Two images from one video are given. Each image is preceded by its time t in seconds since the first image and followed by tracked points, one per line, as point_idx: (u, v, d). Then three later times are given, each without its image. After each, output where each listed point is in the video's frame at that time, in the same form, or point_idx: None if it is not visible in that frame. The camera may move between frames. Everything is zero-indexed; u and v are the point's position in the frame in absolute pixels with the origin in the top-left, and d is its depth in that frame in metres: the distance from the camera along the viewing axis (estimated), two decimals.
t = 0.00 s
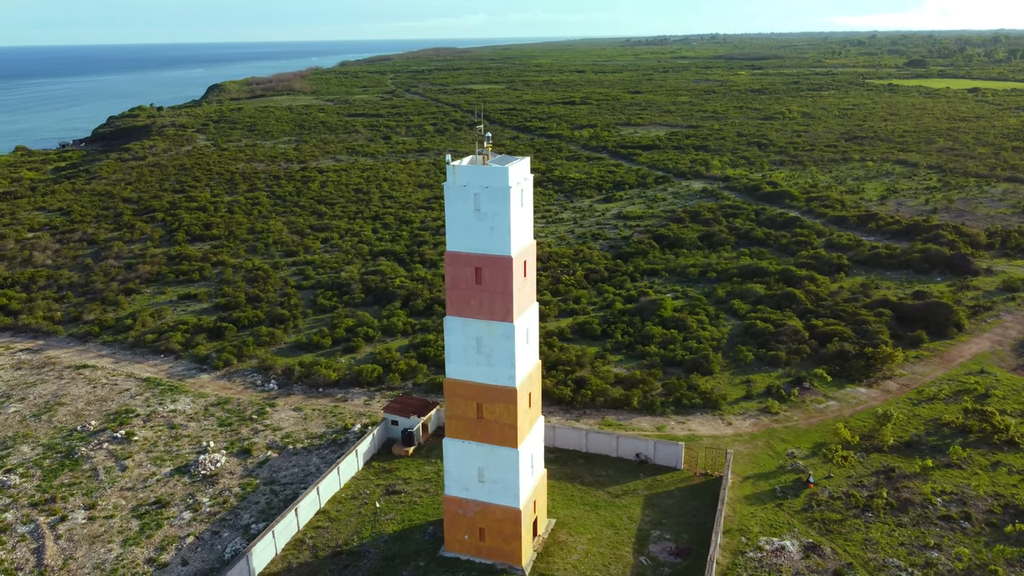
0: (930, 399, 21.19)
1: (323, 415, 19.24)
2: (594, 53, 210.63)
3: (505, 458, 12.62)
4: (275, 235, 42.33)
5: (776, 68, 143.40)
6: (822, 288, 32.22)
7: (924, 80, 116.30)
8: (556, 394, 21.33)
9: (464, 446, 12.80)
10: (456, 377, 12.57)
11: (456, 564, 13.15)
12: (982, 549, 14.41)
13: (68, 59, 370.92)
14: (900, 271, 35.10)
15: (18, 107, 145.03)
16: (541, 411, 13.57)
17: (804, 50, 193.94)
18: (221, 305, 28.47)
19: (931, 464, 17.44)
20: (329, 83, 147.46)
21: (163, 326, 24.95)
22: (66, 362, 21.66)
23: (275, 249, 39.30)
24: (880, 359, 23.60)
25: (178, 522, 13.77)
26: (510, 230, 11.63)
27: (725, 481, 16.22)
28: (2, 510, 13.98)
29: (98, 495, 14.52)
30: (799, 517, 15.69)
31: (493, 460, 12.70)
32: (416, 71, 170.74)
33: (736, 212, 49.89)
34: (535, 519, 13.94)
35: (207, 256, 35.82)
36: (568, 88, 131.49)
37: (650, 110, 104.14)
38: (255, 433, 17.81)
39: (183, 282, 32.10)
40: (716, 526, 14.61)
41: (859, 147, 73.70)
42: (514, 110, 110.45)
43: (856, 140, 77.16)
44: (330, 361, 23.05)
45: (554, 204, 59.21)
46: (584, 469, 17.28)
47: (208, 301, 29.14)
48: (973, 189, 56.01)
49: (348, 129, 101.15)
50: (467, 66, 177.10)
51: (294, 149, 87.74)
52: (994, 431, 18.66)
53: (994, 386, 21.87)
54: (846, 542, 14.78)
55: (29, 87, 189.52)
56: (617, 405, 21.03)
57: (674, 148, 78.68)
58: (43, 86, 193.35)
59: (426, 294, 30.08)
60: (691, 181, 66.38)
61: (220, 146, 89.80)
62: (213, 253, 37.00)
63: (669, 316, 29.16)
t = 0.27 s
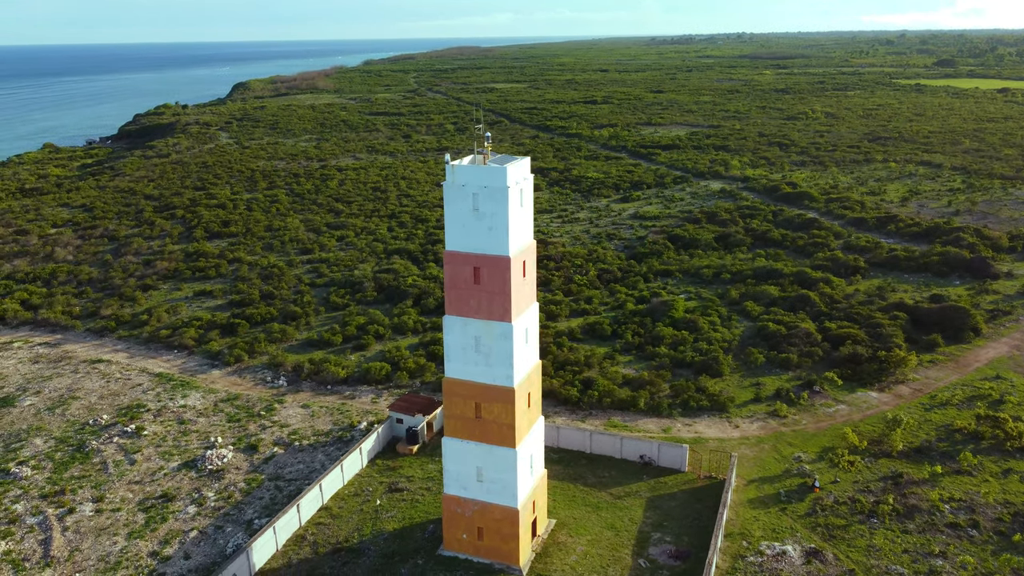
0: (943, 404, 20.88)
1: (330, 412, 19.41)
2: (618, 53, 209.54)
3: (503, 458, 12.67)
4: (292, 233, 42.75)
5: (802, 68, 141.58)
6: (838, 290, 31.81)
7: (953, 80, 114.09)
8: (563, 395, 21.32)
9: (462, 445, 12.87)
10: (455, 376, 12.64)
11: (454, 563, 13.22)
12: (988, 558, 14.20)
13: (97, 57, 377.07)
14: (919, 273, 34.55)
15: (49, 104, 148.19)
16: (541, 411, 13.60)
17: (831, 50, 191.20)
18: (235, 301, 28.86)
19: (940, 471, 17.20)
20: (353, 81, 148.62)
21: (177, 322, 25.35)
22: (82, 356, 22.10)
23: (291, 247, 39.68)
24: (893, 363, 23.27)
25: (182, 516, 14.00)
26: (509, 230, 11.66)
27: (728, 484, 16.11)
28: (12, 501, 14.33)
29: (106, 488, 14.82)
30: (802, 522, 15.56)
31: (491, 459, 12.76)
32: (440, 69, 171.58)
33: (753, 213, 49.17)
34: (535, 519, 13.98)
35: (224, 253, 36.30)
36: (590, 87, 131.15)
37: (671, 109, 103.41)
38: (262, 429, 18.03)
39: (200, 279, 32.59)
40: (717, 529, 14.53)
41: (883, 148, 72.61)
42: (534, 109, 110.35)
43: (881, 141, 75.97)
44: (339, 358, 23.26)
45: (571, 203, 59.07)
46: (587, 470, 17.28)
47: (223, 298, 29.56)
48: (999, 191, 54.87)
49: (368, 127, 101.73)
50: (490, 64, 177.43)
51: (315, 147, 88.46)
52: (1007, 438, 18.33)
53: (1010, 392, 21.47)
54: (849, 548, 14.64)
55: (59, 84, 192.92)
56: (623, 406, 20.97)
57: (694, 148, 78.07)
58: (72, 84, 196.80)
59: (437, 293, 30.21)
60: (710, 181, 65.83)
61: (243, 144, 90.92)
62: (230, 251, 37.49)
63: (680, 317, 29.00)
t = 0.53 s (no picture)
0: (955, 410, 20.56)
1: (337, 409, 19.59)
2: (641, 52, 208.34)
3: (501, 457, 12.74)
4: (308, 230, 43.15)
5: (827, 67, 139.68)
6: (853, 293, 31.41)
7: (983, 80, 111.82)
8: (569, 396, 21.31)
9: (461, 444, 12.97)
10: (454, 376, 12.74)
11: (452, 562, 13.31)
12: (994, 566, 13.98)
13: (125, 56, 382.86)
14: (938, 277, 33.99)
15: (78, 101, 151.13)
16: (541, 412, 13.65)
17: (858, 49, 188.47)
18: (249, 298, 29.24)
19: (949, 477, 16.95)
20: (375, 80, 149.55)
21: (191, 318, 25.75)
22: (97, 351, 22.56)
23: (307, 245, 40.05)
24: (906, 367, 22.95)
25: (186, 511, 14.25)
26: (507, 229, 11.71)
27: (731, 486, 16.00)
28: (23, 493, 14.69)
29: (114, 481, 15.12)
30: (805, 526, 15.43)
31: (489, 459, 12.83)
32: (463, 68, 172.03)
33: (770, 214, 48.61)
34: (533, 519, 14.03)
35: (240, 250, 36.77)
36: (612, 87, 130.69)
37: (692, 109, 102.63)
38: (270, 425, 18.25)
39: (216, 275, 33.07)
40: (717, 532, 14.46)
41: (906, 149, 71.50)
42: (554, 108, 110.20)
43: (905, 142, 74.77)
44: (349, 356, 23.46)
45: (588, 203, 58.90)
46: (590, 471, 17.29)
47: (237, 295, 29.95)
48: None
49: (389, 126, 102.28)
50: (513, 63, 177.53)
51: (335, 146, 89.13)
52: (1019, 445, 18.01)
53: None
54: (852, 554, 14.51)
55: (88, 82, 196.30)
56: (630, 407, 20.92)
57: (714, 149, 77.46)
58: (101, 81, 200.17)
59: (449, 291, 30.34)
60: (729, 181, 65.27)
61: (265, 142, 91.93)
62: (246, 248, 37.96)
63: (691, 318, 28.84)
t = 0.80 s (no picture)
0: (967, 415, 20.25)
1: (343, 406, 19.75)
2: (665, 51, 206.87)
3: (498, 457, 12.80)
4: (324, 228, 43.54)
5: (854, 67, 137.69)
6: (869, 295, 31.01)
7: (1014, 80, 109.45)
8: (576, 396, 21.33)
9: (460, 442, 13.06)
10: (453, 374, 12.83)
11: (450, 560, 13.40)
12: None
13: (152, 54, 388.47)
14: (957, 280, 33.42)
15: (107, 99, 153.90)
16: (540, 411, 13.70)
17: (887, 48, 185.60)
18: (263, 295, 29.61)
19: (957, 483, 16.72)
20: (398, 78, 150.27)
21: (204, 314, 26.13)
22: (112, 345, 23.03)
23: (322, 243, 40.42)
24: (918, 371, 22.60)
25: (191, 505, 14.50)
26: (505, 229, 11.77)
27: (734, 489, 15.90)
28: (34, 484, 15.05)
29: (121, 475, 15.44)
30: (807, 531, 15.32)
31: (487, 457, 12.89)
32: (487, 67, 172.37)
33: (788, 215, 48.08)
34: (532, 519, 14.10)
35: (257, 247, 37.23)
36: (634, 86, 130.13)
37: (714, 109, 101.80)
38: (277, 421, 18.49)
39: (232, 272, 33.52)
40: (717, 533, 14.41)
41: (930, 150, 70.37)
42: (574, 108, 110.02)
43: (930, 143, 73.52)
44: (357, 353, 23.66)
45: (605, 203, 58.72)
46: (593, 472, 17.30)
47: (252, 291, 30.36)
48: None
49: (410, 124, 102.77)
50: (535, 62, 177.44)
51: (355, 144, 89.74)
52: None
53: None
54: (853, 560, 14.39)
55: (118, 80, 199.78)
56: (636, 408, 20.89)
57: (735, 149, 76.81)
58: (129, 79, 203.49)
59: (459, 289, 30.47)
60: (748, 181, 64.66)
61: (286, 140, 92.86)
62: (262, 245, 38.42)
63: (702, 319, 28.67)
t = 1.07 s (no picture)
0: (980, 421, 19.94)
1: (350, 403, 19.96)
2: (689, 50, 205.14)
3: (496, 456, 12.88)
4: (340, 226, 43.90)
5: (881, 66, 135.55)
6: (884, 299, 30.59)
7: None
8: (582, 396, 21.35)
9: (459, 441, 13.17)
10: (452, 373, 12.93)
11: (448, 558, 13.51)
12: None
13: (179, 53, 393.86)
14: (977, 284, 32.86)
15: (134, 97, 156.41)
16: (540, 411, 13.73)
17: (916, 47, 182.47)
18: (277, 292, 29.97)
19: (966, 490, 16.48)
20: (420, 76, 150.75)
21: (218, 310, 26.52)
22: (128, 340, 23.47)
23: (338, 241, 40.80)
24: (932, 376, 22.28)
25: (196, 499, 14.76)
26: (503, 228, 11.82)
27: (736, 493, 15.82)
28: (45, 476, 15.42)
29: (129, 468, 15.76)
30: (810, 536, 15.21)
31: (486, 457, 12.98)
32: (510, 65, 172.43)
33: (806, 216, 47.55)
34: (531, 519, 14.16)
35: (273, 244, 37.68)
36: (656, 85, 129.39)
37: (735, 109, 100.90)
38: (284, 417, 18.73)
39: (247, 269, 33.98)
40: (716, 537, 14.36)
41: (955, 151, 69.17)
42: (594, 107, 109.69)
43: (956, 144, 72.21)
44: (367, 351, 23.87)
45: (622, 203, 58.50)
46: (595, 473, 17.32)
47: (266, 289, 30.75)
48: None
49: (430, 123, 103.14)
50: (557, 62, 177.10)
51: (375, 142, 90.32)
52: None
53: None
54: (855, 566, 14.26)
55: (145, 78, 202.82)
56: (642, 410, 20.85)
57: (755, 149, 76.10)
58: (156, 78, 206.42)
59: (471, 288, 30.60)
60: (768, 182, 64.05)
61: (307, 138, 93.71)
62: (279, 242, 38.87)
63: (714, 320, 28.52)
